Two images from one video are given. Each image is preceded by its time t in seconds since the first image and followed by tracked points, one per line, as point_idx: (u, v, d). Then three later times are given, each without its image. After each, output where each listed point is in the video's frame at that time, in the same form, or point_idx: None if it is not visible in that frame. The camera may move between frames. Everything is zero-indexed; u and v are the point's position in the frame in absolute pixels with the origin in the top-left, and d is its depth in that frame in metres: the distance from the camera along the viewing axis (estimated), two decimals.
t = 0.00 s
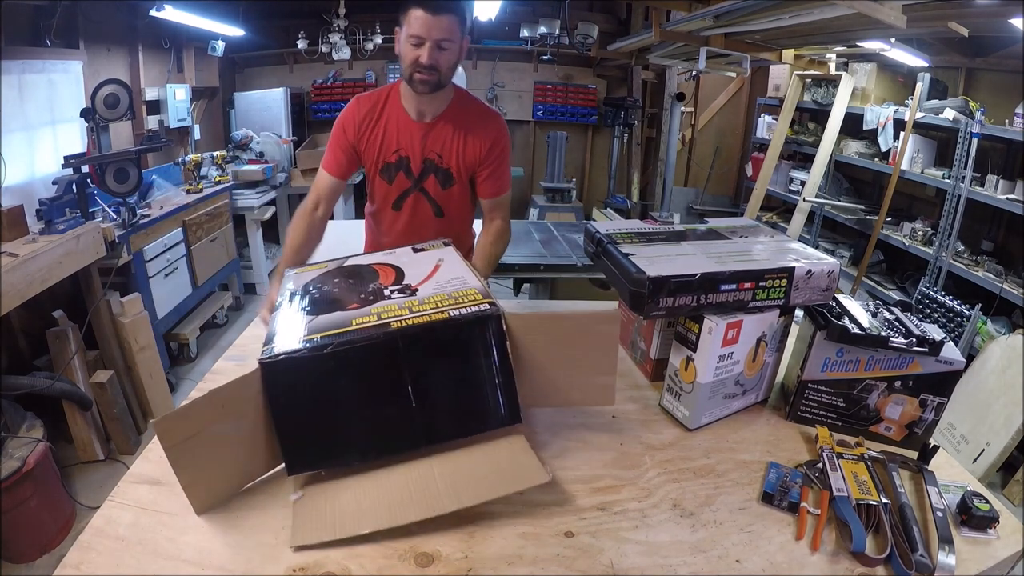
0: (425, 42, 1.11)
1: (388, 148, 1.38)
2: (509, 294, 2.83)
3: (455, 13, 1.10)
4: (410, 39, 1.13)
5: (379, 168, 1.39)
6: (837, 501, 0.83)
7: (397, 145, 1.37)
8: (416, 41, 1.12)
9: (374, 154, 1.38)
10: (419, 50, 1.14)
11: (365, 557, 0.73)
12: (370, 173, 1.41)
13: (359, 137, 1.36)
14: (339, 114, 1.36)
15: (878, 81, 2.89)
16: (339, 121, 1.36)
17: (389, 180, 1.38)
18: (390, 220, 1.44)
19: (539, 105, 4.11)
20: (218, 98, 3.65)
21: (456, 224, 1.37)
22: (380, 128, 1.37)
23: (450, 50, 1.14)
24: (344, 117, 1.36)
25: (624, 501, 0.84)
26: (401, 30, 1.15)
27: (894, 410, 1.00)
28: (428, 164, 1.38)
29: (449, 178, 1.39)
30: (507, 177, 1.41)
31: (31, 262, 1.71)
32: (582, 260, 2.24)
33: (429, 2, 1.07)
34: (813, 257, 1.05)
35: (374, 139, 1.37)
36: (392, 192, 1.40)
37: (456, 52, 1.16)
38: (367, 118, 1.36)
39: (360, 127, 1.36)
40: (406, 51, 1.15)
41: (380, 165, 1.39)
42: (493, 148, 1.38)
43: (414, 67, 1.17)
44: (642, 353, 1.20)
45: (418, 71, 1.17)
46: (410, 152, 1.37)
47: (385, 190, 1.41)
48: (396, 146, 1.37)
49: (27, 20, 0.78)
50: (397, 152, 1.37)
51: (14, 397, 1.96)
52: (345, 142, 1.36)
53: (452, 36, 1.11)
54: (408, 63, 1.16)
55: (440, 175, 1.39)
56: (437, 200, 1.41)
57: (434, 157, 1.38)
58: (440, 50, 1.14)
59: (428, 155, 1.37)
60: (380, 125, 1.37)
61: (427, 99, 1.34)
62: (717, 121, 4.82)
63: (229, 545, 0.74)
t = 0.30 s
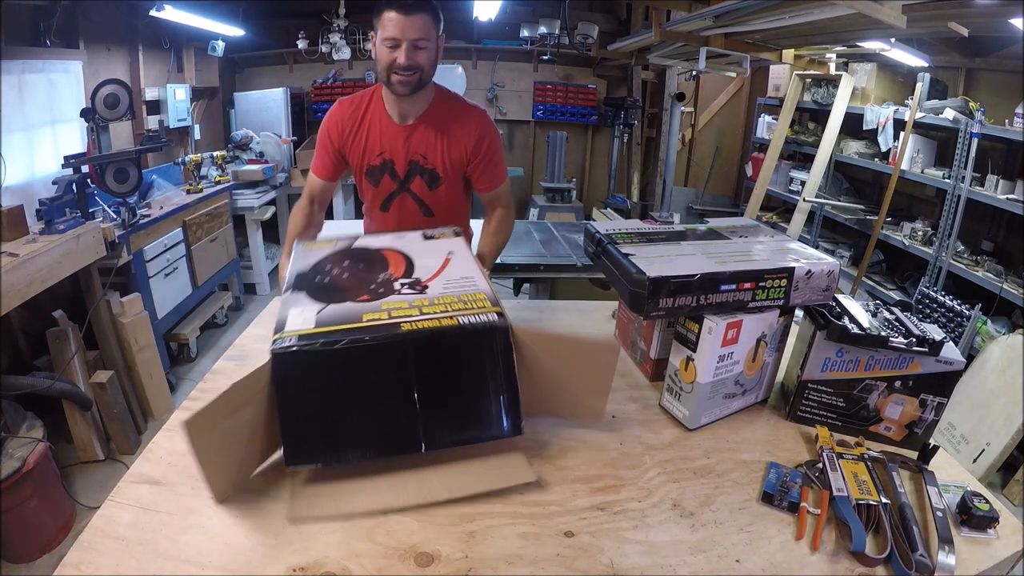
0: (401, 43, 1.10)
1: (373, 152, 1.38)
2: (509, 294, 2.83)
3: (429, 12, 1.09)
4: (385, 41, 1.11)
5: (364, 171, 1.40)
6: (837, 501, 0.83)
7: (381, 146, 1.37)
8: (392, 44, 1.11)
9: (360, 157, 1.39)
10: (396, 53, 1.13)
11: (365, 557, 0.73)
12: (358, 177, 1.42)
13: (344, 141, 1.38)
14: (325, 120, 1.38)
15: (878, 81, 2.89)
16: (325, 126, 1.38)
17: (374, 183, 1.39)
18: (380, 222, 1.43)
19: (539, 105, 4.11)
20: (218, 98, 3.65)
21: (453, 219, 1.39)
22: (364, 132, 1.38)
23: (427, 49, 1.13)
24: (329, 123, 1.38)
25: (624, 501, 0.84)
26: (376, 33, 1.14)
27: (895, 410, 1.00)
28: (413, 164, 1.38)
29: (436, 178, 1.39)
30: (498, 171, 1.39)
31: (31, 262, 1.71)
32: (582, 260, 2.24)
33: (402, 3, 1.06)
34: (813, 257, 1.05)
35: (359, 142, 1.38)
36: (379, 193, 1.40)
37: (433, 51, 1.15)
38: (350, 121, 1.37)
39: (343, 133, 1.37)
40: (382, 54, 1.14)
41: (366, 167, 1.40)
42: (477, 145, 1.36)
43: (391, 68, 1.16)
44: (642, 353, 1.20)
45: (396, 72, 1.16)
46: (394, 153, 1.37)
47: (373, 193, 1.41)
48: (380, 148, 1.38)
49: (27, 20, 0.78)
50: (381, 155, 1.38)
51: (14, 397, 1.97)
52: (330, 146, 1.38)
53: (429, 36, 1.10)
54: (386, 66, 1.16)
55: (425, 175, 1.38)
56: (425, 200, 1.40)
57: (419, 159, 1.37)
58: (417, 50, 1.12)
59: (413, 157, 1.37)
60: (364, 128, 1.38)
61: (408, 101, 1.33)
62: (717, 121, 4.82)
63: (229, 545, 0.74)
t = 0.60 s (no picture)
0: (412, 44, 1.05)
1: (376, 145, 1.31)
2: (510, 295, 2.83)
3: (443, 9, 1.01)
4: (397, 41, 1.06)
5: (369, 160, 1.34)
6: (838, 501, 0.83)
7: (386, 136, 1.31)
8: (402, 44, 1.06)
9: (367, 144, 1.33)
10: (407, 53, 1.08)
11: (365, 557, 0.73)
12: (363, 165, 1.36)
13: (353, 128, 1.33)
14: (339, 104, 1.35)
15: (878, 81, 2.89)
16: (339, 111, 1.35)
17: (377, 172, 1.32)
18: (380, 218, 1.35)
19: (539, 105, 4.16)
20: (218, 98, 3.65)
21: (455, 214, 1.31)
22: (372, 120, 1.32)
23: (438, 50, 1.07)
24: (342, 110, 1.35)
25: (623, 501, 0.84)
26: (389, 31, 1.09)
27: (895, 411, 1.00)
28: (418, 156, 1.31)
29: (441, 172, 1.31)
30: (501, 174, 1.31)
31: (30, 262, 1.71)
32: (582, 260, 2.24)
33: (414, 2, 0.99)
34: (813, 257, 1.05)
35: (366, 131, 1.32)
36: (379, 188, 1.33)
37: (446, 51, 1.09)
38: (359, 112, 1.33)
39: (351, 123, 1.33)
40: (395, 54, 1.10)
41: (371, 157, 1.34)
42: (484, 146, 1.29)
43: (404, 68, 1.12)
44: (642, 353, 1.20)
45: (408, 71, 1.13)
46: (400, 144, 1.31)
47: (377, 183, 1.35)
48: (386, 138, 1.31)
49: (28, 20, 0.79)
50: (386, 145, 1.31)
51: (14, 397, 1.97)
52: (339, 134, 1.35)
53: (440, 37, 1.04)
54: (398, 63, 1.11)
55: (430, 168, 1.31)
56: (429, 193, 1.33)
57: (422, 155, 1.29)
58: (428, 50, 1.07)
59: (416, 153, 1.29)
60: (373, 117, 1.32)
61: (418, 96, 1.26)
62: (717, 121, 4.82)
63: (229, 545, 0.74)
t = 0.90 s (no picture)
0: (372, 41, 1.07)
1: (343, 143, 1.36)
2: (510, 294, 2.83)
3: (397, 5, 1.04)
4: (355, 40, 1.08)
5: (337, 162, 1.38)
6: (838, 501, 0.83)
7: (351, 137, 1.34)
8: (363, 41, 1.08)
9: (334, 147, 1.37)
10: (369, 50, 1.09)
11: (365, 557, 0.73)
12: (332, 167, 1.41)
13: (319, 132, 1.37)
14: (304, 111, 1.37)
15: (878, 81, 2.89)
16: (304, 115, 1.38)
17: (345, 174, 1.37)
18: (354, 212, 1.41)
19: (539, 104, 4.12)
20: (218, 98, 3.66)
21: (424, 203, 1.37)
22: (337, 122, 1.36)
23: (399, 44, 1.10)
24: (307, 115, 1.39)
25: (623, 501, 0.84)
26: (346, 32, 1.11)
27: (895, 411, 1.00)
28: (384, 154, 1.35)
29: (406, 168, 1.36)
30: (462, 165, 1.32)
31: (30, 262, 1.71)
32: (582, 260, 2.24)
33: None
34: (813, 257, 1.05)
35: (331, 134, 1.36)
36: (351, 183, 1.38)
37: (405, 44, 1.12)
38: (325, 110, 1.37)
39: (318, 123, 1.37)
40: (356, 52, 1.11)
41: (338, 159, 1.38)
42: (446, 137, 1.31)
43: (367, 65, 1.14)
44: (642, 353, 1.20)
45: (373, 67, 1.14)
46: (364, 143, 1.34)
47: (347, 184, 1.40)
48: (350, 139, 1.35)
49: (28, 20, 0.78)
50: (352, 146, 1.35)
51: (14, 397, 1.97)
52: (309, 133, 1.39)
53: (399, 31, 1.07)
54: (361, 62, 1.13)
55: (396, 164, 1.35)
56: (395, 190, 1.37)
57: (388, 149, 1.34)
58: (390, 45, 1.09)
59: (382, 147, 1.34)
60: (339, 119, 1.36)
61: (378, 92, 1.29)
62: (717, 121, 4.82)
63: (229, 545, 0.74)
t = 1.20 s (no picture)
0: (359, 39, 1.08)
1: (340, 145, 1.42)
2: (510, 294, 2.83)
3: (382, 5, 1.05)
4: (342, 40, 1.09)
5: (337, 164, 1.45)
6: (837, 501, 0.83)
7: (347, 138, 1.41)
8: (352, 40, 1.09)
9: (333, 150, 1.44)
10: (358, 48, 1.11)
11: (365, 557, 0.73)
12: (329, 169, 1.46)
13: (313, 135, 1.43)
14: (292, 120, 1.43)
15: (878, 81, 2.89)
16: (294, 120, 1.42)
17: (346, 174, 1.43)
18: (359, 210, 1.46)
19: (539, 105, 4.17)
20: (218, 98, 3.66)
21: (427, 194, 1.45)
22: (331, 126, 1.43)
23: (387, 40, 1.11)
24: (298, 120, 1.44)
25: (623, 501, 0.84)
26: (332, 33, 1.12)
27: (895, 411, 1.00)
28: (382, 152, 1.42)
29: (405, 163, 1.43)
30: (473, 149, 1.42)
31: (30, 262, 1.71)
32: (582, 260, 2.24)
33: None
34: (813, 257, 1.05)
35: (326, 137, 1.43)
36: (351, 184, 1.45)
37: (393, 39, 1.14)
38: (315, 116, 1.43)
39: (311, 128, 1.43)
40: (345, 51, 1.13)
41: (335, 161, 1.45)
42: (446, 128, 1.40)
43: (356, 64, 1.16)
44: (642, 353, 1.20)
45: (361, 65, 1.16)
46: (360, 144, 1.41)
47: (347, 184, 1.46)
48: (347, 140, 1.42)
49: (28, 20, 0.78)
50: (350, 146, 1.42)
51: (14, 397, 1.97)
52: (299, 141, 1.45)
53: (385, 27, 1.07)
54: (349, 63, 1.16)
55: (395, 161, 1.42)
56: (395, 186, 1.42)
57: (386, 145, 1.41)
58: (378, 42, 1.11)
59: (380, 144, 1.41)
60: (335, 123, 1.42)
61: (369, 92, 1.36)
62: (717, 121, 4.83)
63: (229, 545, 0.74)
